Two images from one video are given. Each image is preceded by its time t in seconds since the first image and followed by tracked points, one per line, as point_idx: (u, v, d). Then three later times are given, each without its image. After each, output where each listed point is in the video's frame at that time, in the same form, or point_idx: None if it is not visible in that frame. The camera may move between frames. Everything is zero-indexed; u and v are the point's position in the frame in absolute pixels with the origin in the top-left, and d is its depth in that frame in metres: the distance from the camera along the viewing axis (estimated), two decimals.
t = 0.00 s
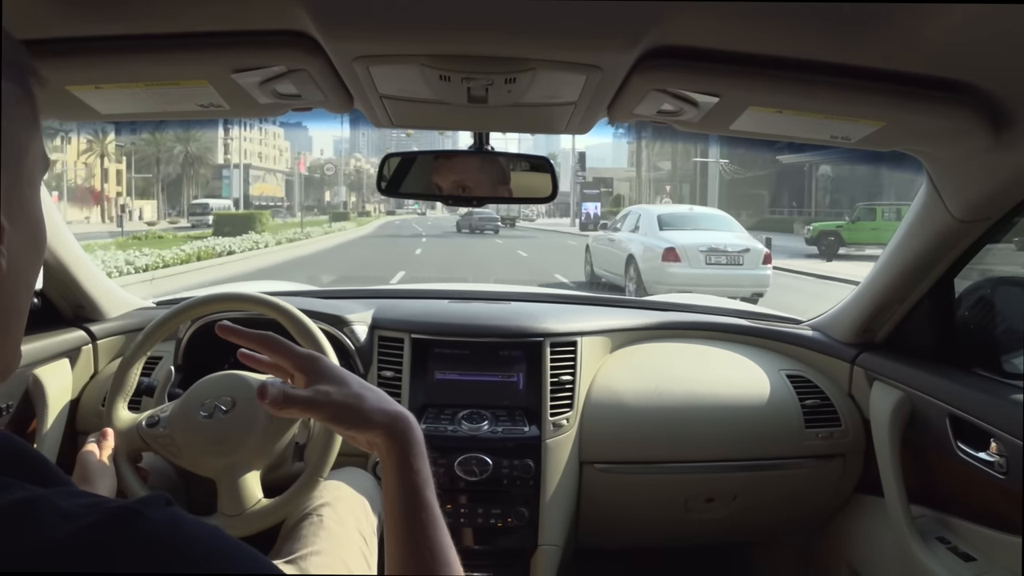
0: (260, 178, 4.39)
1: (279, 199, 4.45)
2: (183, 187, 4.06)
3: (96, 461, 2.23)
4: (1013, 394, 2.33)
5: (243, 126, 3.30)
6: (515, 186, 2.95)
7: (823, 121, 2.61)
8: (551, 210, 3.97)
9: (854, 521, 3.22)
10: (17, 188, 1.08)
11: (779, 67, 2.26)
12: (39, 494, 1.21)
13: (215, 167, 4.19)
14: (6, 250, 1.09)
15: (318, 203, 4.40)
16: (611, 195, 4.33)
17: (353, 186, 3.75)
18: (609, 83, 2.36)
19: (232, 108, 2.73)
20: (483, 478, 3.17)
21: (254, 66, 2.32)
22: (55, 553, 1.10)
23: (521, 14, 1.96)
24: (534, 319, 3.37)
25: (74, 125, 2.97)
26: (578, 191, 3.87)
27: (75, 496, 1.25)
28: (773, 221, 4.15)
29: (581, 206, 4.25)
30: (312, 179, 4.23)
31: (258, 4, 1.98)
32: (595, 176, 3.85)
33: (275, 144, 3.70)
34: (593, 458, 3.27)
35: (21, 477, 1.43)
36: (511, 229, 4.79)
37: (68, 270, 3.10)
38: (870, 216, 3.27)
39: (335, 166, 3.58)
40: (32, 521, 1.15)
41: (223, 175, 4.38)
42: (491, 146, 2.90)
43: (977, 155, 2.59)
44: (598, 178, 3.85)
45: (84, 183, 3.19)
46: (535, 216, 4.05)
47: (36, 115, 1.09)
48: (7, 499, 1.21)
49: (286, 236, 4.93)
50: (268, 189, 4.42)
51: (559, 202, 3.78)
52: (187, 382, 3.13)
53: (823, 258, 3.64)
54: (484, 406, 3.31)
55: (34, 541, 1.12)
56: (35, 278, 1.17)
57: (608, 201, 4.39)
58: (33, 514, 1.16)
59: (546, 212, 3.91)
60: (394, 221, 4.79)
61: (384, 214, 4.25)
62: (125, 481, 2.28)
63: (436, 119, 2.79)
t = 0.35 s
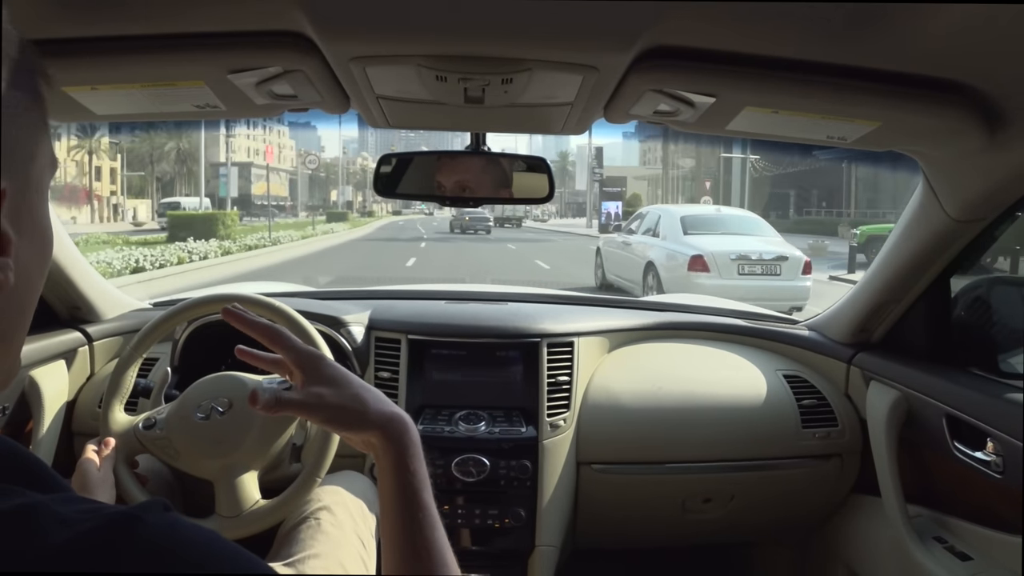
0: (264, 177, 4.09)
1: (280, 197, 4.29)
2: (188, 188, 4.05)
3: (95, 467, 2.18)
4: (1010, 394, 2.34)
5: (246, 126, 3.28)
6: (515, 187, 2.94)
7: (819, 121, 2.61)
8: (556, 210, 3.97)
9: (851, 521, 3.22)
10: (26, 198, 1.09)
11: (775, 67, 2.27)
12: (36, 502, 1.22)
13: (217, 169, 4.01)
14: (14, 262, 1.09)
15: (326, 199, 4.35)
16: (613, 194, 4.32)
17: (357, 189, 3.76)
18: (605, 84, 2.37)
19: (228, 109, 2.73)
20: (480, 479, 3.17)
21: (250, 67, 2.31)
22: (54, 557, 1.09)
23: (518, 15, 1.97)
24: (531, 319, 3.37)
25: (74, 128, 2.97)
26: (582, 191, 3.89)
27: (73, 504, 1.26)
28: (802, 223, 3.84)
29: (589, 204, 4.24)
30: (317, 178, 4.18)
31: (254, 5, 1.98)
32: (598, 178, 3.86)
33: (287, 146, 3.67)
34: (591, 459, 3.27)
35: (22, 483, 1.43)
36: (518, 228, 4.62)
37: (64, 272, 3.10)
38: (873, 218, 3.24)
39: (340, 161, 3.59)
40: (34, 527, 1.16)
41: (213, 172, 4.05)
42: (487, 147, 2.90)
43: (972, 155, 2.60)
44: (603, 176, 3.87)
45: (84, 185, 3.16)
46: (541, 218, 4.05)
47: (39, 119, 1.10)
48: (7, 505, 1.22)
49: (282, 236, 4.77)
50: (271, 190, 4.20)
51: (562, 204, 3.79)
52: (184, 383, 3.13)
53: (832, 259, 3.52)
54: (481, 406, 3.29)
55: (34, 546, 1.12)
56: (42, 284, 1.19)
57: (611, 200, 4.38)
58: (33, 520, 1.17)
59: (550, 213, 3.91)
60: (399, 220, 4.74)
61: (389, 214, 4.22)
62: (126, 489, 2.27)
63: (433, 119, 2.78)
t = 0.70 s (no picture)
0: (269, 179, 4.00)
1: (285, 200, 4.19)
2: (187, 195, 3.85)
3: (91, 471, 2.26)
4: (1008, 395, 2.34)
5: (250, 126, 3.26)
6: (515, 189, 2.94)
7: (817, 123, 2.62)
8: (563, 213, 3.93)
9: (849, 521, 3.22)
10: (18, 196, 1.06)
11: (772, 70, 2.27)
12: (28, 510, 1.23)
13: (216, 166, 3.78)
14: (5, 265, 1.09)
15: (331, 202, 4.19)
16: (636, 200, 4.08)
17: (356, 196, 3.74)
18: (603, 85, 2.37)
19: (226, 110, 2.73)
20: (478, 479, 3.17)
21: (249, 69, 2.32)
22: (46, 563, 1.09)
23: (516, 18, 1.97)
24: (529, 321, 3.37)
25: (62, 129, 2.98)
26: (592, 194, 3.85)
27: (65, 510, 1.26)
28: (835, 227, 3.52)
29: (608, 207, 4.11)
30: (323, 180, 4.10)
31: (252, 7, 1.98)
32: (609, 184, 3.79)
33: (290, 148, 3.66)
34: (589, 460, 3.27)
35: (16, 490, 1.43)
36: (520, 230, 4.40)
37: (61, 273, 3.09)
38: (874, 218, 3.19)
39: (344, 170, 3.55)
40: (27, 535, 1.17)
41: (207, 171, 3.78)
42: (485, 147, 2.92)
43: (969, 157, 2.60)
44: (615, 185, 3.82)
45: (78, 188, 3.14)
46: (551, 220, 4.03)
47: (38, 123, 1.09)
48: None
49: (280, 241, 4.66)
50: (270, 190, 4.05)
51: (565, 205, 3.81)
52: (182, 384, 3.13)
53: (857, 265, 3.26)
54: (479, 407, 3.30)
55: (27, 551, 1.12)
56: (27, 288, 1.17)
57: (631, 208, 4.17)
58: (26, 528, 1.17)
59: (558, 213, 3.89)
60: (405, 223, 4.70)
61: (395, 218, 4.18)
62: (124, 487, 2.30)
63: (431, 121, 2.79)
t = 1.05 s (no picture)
0: (272, 177, 3.93)
1: (292, 199, 4.02)
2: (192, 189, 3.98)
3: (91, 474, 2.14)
4: (1010, 392, 2.34)
5: (257, 126, 3.25)
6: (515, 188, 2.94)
7: (817, 119, 2.61)
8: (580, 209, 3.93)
9: (850, 519, 3.22)
10: (21, 196, 1.07)
11: (772, 66, 2.27)
12: (33, 510, 1.22)
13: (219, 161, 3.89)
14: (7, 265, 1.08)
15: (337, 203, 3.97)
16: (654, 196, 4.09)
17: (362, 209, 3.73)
18: (603, 82, 2.37)
19: (226, 109, 2.73)
20: (479, 477, 3.16)
21: (248, 66, 2.31)
22: (52, 564, 1.09)
23: (517, 15, 1.97)
24: (530, 319, 3.38)
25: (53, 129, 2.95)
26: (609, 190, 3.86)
27: (71, 511, 1.25)
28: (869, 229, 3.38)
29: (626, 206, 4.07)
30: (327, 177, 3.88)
31: (253, 4, 1.97)
32: (630, 182, 3.78)
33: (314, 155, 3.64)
34: (590, 457, 3.27)
35: (19, 489, 1.42)
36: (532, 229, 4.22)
37: (63, 272, 3.10)
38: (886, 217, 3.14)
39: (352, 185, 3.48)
40: (32, 535, 1.16)
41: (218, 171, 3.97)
42: (485, 146, 2.96)
43: (970, 154, 2.60)
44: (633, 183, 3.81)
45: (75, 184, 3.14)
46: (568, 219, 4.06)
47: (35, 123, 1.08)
48: (5, 513, 1.22)
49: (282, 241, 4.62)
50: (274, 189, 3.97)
51: (581, 201, 3.84)
52: (183, 382, 3.13)
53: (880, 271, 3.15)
54: (480, 406, 3.30)
55: (32, 553, 1.12)
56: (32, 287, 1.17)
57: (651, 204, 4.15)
58: (33, 528, 1.16)
59: (574, 209, 3.90)
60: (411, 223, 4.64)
61: (404, 216, 4.18)
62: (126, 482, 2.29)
63: (431, 118, 2.78)
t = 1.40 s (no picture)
0: (277, 177, 3.98)
1: (296, 199, 4.11)
2: (188, 190, 3.76)
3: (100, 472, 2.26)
4: (1010, 391, 2.34)
5: (261, 126, 3.26)
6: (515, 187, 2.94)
7: (818, 119, 2.61)
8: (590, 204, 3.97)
9: (851, 519, 3.22)
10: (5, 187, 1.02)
11: (773, 66, 2.27)
12: (31, 505, 1.23)
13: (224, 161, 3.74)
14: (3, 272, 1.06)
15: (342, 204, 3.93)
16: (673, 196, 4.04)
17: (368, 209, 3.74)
18: (604, 82, 2.36)
19: (228, 109, 2.73)
20: (480, 478, 3.16)
21: (249, 66, 2.31)
22: (50, 558, 1.09)
23: (517, 14, 1.96)
24: (532, 319, 3.38)
25: (40, 129, 2.92)
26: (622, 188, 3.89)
27: (69, 506, 1.26)
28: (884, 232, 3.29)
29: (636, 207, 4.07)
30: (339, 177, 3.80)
31: (254, 5, 1.98)
32: (651, 182, 3.76)
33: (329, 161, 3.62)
34: (591, 457, 3.27)
35: (18, 484, 1.43)
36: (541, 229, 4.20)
37: (64, 272, 3.10)
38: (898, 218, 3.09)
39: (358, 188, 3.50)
40: (29, 529, 1.17)
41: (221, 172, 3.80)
42: (485, 145, 2.92)
43: (971, 154, 2.60)
44: (646, 185, 3.81)
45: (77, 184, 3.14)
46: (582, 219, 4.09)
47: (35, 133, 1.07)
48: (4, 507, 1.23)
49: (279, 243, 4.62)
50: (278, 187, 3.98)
51: (590, 198, 3.90)
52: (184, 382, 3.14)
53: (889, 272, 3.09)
54: (480, 405, 3.30)
55: (29, 547, 1.12)
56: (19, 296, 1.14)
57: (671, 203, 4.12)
58: (31, 523, 1.17)
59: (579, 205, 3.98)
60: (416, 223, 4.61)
61: (411, 217, 4.17)
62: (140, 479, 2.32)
63: (431, 118, 2.79)
